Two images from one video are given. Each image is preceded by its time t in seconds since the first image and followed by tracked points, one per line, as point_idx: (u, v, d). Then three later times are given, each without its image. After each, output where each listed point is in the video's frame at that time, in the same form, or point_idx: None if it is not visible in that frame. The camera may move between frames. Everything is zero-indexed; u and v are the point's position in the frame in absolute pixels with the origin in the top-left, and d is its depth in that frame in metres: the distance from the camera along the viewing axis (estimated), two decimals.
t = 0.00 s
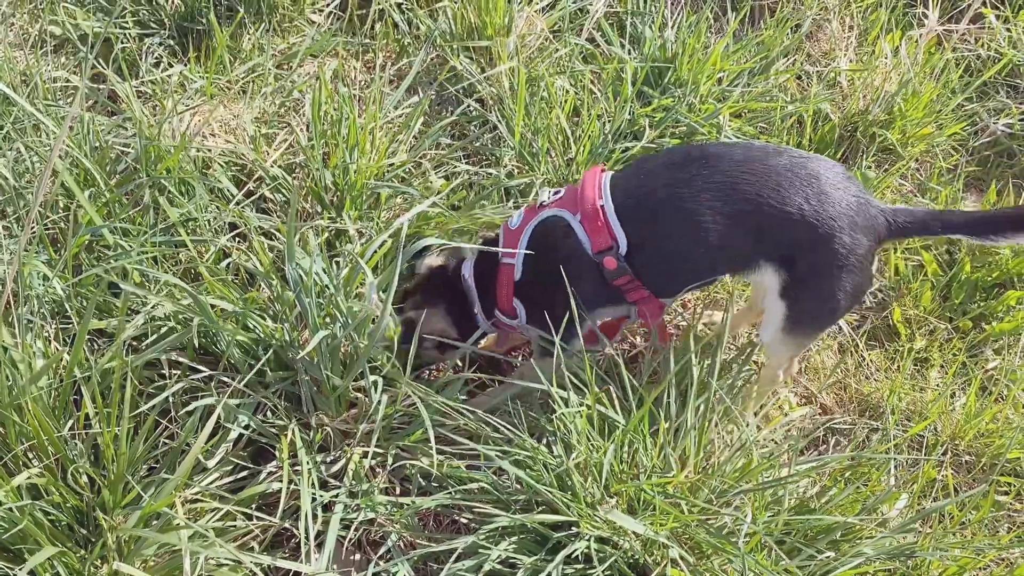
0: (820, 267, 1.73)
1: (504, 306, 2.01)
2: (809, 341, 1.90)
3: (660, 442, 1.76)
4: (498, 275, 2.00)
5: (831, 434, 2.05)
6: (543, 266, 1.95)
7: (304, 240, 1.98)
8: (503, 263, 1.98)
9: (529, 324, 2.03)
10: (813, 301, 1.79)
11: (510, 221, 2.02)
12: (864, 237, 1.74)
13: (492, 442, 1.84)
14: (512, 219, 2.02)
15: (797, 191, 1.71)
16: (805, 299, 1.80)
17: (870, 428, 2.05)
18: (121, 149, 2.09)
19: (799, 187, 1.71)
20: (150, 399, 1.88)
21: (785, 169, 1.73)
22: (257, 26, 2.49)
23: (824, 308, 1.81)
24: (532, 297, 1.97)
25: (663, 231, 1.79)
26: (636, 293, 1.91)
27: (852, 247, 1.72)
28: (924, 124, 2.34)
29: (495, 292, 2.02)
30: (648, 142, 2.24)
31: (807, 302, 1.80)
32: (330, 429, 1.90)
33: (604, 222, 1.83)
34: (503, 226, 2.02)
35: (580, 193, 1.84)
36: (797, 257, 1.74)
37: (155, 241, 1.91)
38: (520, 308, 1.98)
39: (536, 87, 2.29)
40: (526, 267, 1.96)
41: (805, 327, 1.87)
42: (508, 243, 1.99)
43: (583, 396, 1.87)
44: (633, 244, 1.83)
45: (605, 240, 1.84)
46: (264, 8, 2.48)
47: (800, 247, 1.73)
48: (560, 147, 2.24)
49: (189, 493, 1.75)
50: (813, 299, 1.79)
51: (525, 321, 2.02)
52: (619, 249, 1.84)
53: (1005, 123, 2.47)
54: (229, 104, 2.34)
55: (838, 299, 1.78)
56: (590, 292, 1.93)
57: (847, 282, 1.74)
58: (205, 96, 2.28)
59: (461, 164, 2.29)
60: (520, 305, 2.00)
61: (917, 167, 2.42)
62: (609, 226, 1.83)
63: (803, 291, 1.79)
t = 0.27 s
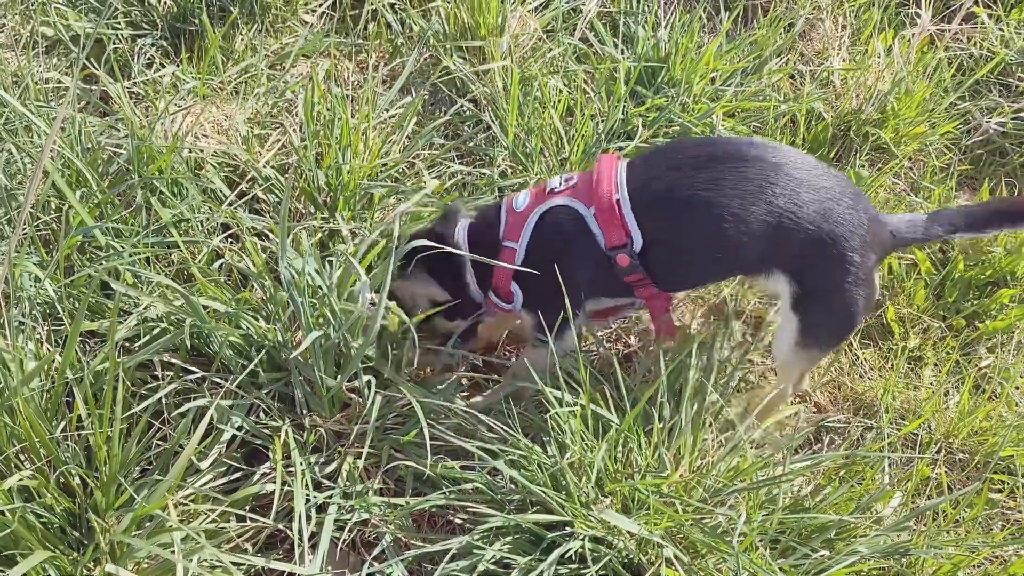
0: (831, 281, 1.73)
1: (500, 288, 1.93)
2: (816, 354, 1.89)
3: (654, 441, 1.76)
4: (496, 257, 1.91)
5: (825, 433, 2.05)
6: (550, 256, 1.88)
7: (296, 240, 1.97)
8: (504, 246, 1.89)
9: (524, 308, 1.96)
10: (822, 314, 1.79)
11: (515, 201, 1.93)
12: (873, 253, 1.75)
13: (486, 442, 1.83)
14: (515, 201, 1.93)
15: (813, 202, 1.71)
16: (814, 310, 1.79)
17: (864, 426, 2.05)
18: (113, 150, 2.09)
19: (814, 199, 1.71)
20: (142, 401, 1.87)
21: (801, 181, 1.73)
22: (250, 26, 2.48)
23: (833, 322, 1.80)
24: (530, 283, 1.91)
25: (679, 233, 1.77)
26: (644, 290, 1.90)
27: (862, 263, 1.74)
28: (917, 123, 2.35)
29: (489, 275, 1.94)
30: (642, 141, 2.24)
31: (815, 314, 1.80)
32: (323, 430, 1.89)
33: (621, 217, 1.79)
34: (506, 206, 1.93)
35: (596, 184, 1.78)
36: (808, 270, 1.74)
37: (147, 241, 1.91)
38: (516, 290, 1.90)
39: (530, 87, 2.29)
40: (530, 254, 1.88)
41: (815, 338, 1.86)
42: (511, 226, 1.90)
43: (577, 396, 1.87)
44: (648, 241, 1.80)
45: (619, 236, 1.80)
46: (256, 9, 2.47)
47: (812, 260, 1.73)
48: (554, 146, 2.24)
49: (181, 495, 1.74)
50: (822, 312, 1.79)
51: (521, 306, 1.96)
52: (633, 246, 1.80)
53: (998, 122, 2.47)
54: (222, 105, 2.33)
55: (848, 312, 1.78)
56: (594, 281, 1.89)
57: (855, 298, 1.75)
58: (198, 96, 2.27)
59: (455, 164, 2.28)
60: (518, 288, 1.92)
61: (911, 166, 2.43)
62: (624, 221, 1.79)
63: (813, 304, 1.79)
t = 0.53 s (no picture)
0: (855, 293, 1.76)
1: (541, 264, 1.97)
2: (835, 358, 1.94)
3: (646, 442, 1.76)
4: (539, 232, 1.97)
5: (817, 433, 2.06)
6: (581, 241, 1.93)
7: (289, 243, 1.97)
8: (547, 221, 1.96)
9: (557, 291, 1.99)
10: (845, 322, 1.83)
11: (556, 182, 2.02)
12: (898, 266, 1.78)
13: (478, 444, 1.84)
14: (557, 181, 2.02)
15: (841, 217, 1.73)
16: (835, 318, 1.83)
17: (855, 426, 2.06)
18: (105, 153, 2.08)
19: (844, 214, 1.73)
20: (134, 404, 1.86)
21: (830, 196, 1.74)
22: (241, 29, 2.48)
23: (853, 328, 1.85)
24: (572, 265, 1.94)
25: (709, 239, 1.80)
26: (663, 288, 1.92)
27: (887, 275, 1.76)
28: (907, 124, 2.36)
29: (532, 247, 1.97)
30: (633, 143, 2.25)
31: (837, 322, 1.84)
32: (316, 433, 1.89)
33: (652, 210, 1.84)
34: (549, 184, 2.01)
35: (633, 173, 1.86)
36: (834, 283, 1.76)
37: (139, 244, 1.90)
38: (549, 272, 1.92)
39: (521, 88, 2.29)
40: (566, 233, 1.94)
41: (835, 344, 1.91)
42: (552, 202, 1.98)
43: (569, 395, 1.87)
44: (676, 237, 1.84)
45: (648, 228, 1.84)
46: (248, 11, 2.47)
47: (838, 273, 1.75)
48: (546, 148, 2.25)
49: (173, 498, 1.73)
50: (844, 319, 1.83)
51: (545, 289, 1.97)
52: (659, 237, 1.84)
53: (987, 122, 2.48)
54: (214, 107, 2.32)
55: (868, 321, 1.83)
56: (621, 276, 1.92)
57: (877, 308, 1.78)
58: (189, 99, 2.26)
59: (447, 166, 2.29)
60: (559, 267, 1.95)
61: (901, 167, 2.44)
62: (655, 212, 1.84)
63: (836, 312, 1.82)
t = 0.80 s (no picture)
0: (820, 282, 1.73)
1: (506, 283, 1.83)
2: (814, 355, 1.89)
3: (633, 445, 1.77)
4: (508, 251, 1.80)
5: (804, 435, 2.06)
6: (559, 256, 1.81)
7: (276, 248, 1.97)
8: (520, 241, 1.79)
9: (523, 306, 1.89)
10: (813, 314, 1.78)
11: (522, 194, 1.83)
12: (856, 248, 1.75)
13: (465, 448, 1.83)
14: (521, 194, 1.83)
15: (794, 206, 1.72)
16: (806, 312, 1.79)
17: (843, 428, 2.07)
18: (91, 158, 2.07)
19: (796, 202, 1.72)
20: (121, 410, 1.86)
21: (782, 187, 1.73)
22: (229, 33, 2.47)
23: (827, 321, 1.80)
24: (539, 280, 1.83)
25: (676, 243, 1.76)
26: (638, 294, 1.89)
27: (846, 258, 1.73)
28: (893, 126, 2.37)
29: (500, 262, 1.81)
30: (621, 146, 2.26)
31: (809, 316, 1.79)
32: (303, 438, 1.89)
33: (633, 226, 1.75)
34: (513, 198, 1.82)
35: (611, 193, 1.74)
36: (793, 272, 1.74)
37: (125, 250, 1.89)
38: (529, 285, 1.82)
39: (509, 92, 2.30)
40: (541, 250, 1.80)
41: (812, 340, 1.84)
42: (523, 221, 1.80)
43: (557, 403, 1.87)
44: (654, 250, 1.78)
45: (629, 243, 1.76)
46: (236, 16, 2.47)
47: (798, 262, 1.73)
48: (534, 152, 2.25)
49: (160, 504, 1.73)
50: (813, 312, 1.78)
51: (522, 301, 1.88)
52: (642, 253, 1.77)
53: (972, 125, 2.50)
54: (201, 112, 2.32)
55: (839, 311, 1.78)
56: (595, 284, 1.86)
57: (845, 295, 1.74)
58: (177, 103, 2.26)
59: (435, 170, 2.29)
60: (525, 284, 1.84)
61: (887, 169, 2.45)
62: (636, 228, 1.75)
63: (804, 304, 1.78)
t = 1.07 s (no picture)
0: (823, 295, 1.76)
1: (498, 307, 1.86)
2: (816, 366, 1.92)
3: (623, 447, 1.77)
4: (498, 277, 1.83)
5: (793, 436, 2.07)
6: (552, 280, 1.83)
7: (265, 251, 1.96)
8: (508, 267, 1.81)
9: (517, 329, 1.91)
10: (816, 326, 1.81)
11: (510, 219, 1.85)
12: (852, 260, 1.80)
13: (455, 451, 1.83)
14: (510, 219, 1.85)
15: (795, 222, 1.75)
16: (810, 325, 1.81)
17: (832, 428, 2.08)
18: (79, 162, 2.06)
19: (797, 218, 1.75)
20: (110, 415, 1.85)
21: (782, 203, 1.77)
22: (218, 37, 2.47)
23: (828, 334, 1.83)
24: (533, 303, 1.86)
25: (679, 261, 1.77)
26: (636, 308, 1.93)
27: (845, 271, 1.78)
28: (880, 128, 2.39)
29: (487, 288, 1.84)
30: (610, 149, 2.27)
31: (812, 329, 1.82)
32: (293, 442, 1.88)
33: (626, 247, 1.77)
34: (502, 224, 1.85)
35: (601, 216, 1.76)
36: (795, 286, 1.77)
37: (113, 254, 1.88)
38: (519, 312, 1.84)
39: (498, 95, 2.30)
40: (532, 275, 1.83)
41: (814, 351, 1.87)
42: (511, 247, 1.82)
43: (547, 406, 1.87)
44: (650, 269, 1.80)
45: (622, 264, 1.79)
46: (224, 19, 2.46)
47: (800, 276, 1.76)
48: (523, 155, 2.25)
49: (149, 509, 1.72)
50: (816, 325, 1.81)
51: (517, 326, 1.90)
52: (636, 272, 1.80)
53: (959, 126, 2.52)
54: (190, 116, 2.32)
55: (842, 324, 1.81)
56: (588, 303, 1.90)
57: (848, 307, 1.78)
58: (165, 107, 2.25)
59: (424, 173, 2.29)
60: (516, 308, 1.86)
61: (875, 170, 2.47)
62: (629, 248, 1.77)
63: (807, 317, 1.81)
